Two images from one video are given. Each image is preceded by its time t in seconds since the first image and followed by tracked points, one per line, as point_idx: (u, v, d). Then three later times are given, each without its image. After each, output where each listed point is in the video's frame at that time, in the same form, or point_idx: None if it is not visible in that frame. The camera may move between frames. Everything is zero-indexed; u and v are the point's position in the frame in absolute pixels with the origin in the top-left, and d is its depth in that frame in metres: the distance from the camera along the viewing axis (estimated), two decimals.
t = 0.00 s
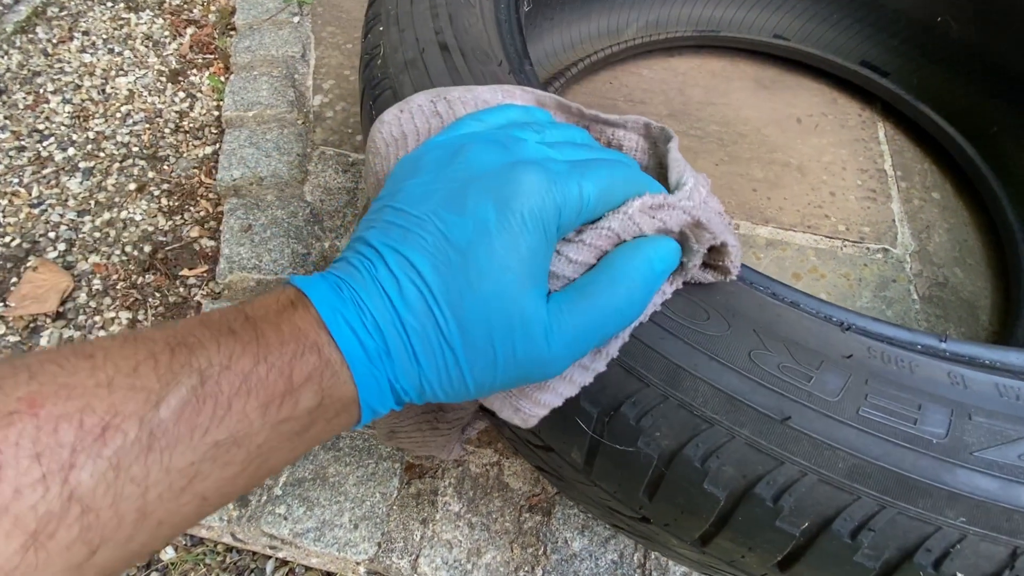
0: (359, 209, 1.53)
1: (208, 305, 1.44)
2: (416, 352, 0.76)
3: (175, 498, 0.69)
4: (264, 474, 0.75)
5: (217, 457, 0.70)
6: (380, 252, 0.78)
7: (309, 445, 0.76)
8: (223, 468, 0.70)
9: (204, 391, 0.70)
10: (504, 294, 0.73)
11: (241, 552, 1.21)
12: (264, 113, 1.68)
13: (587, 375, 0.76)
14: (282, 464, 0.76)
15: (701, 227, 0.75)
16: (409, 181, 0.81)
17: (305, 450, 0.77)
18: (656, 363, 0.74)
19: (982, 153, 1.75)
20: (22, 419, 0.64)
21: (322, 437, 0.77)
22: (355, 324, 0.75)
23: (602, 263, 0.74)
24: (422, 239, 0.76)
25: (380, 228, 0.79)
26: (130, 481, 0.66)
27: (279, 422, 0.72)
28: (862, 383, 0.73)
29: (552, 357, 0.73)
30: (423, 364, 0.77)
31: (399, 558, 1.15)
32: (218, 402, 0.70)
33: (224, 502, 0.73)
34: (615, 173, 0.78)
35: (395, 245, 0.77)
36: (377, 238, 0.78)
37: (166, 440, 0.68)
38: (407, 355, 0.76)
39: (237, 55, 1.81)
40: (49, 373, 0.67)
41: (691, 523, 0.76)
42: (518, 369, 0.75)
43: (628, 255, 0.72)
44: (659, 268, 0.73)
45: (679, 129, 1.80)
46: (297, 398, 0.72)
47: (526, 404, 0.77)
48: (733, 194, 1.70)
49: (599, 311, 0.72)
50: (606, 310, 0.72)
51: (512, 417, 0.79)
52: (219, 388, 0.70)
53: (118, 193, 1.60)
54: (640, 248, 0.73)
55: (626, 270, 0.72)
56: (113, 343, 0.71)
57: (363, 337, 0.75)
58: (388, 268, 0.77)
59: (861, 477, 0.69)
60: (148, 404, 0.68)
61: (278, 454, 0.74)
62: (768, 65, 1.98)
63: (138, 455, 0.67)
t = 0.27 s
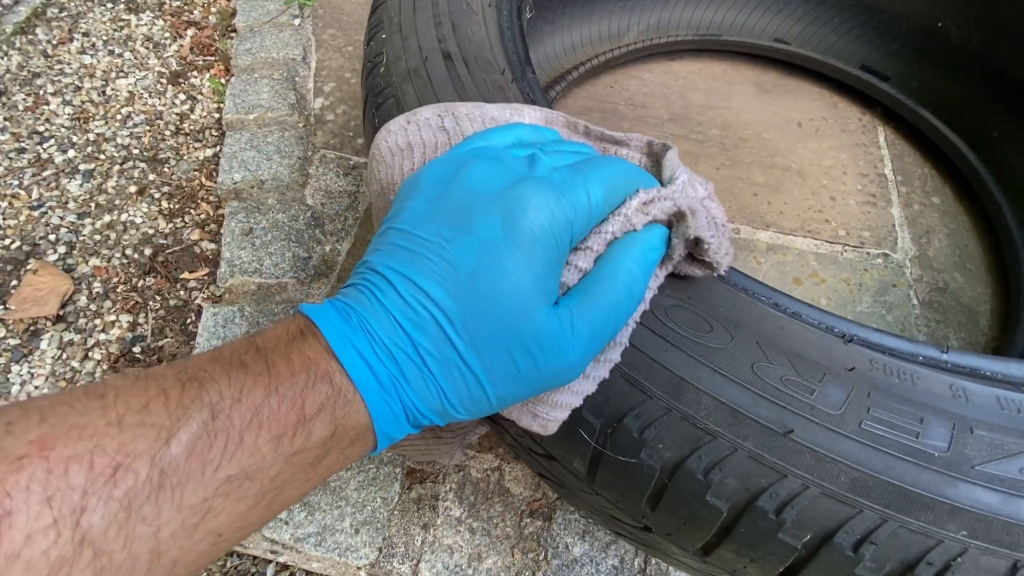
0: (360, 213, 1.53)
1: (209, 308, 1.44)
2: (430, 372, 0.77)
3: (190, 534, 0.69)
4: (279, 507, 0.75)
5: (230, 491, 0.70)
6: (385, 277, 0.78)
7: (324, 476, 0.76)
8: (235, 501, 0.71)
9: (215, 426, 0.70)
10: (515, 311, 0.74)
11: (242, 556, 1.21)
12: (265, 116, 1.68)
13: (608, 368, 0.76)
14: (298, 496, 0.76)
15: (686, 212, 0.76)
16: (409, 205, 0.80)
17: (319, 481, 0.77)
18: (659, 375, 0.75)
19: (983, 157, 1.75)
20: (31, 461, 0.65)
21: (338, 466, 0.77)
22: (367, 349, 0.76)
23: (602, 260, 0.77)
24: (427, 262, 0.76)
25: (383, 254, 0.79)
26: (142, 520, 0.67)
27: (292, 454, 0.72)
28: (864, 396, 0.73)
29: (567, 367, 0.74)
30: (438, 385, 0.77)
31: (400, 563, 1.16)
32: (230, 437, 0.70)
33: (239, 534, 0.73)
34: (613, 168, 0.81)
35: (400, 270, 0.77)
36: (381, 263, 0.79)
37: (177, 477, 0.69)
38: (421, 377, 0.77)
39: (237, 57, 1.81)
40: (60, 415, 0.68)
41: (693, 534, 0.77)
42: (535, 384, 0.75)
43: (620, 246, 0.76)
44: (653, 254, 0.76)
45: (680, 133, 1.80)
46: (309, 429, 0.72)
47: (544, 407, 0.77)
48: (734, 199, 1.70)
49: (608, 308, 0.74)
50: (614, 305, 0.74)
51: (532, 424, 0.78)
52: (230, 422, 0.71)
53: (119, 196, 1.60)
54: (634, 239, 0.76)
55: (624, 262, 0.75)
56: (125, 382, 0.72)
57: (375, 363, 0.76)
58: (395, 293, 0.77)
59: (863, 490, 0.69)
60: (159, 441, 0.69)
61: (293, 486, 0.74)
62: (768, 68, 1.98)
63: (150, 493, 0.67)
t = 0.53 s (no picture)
0: (361, 212, 1.52)
1: (209, 308, 1.44)
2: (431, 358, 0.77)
3: (189, 535, 0.68)
4: (281, 504, 0.74)
5: (227, 489, 0.69)
6: (382, 266, 0.78)
7: (325, 469, 0.75)
8: (233, 499, 0.70)
9: (208, 423, 0.69)
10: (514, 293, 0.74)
11: (242, 556, 1.20)
12: (266, 115, 1.67)
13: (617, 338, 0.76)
14: (300, 492, 0.75)
15: (657, 183, 0.77)
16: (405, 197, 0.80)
17: (321, 476, 0.76)
18: (662, 375, 0.74)
19: (987, 157, 1.74)
20: (23, 469, 0.64)
21: (339, 459, 0.76)
22: (364, 337, 0.75)
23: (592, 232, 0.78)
24: (423, 249, 0.76)
25: (380, 244, 0.79)
26: (138, 523, 0.66)
27: (289, 448, 0.71)
28: (870, 398, 0.72)
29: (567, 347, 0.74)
30: (439, 372, 0.77)
31: (400, 564, 1.15)
32: (224, 434, 0.69)
33: (240, 533, 0.72)
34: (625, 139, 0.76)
35: (397, 259, 0.77)
36: (378, 253, 0.78)
37: (172, 478, 0.67)
38: (421, 364, 0.76)
39: (238, 56, 1.80)
40: (51, 420, 0.67)
41: (697, 537, 0.76)
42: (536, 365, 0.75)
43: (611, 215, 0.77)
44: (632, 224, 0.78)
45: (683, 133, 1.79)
46: (305, 422, 0.71)
47: (555, 391, 0.76)
48: (737, 199, 1.69)
49: (603, 280, 0.74)
50: (609, 275, 0.75)
51: (546, 412, 0.77)
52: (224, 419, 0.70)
53: (119, 195, 1.59)
54: (620, 210, 0.78)
55: (612, 228, 0.76)
56: (117, 385, 0.71)
57: (373, 351, 0.75)
58: (392, 281, 0.77)
59: (869, 492, 0.69)
60: (153, 442, 0.67)
61: (293, 481, 0.73)
62: (771, 68, 1.97)
63: (145, 495, 0.66)
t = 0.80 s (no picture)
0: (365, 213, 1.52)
1: (214, 308, 1.44)
2: (407, 354, 0.76)
3: (179, 513, 0.68)
4: (263, 483, 0.74)
5: (214, 470, 0.69)
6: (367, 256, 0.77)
7: (306, 450, 0.75)
8: (223, 479, 0.70)
9: (197, 407, 0.69)
10: (494, 296, 0.74)
11: (246, 557, 1.20)
12: (271, 116, 1.68)
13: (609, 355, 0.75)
14: (281, 472, 0.75)
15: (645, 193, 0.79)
16: (396, 188, 0.80)
17: (303, 455, 0.76)
18: (667, 381, 0.73)
19: (994, 159, 1.73)
20: (18, 446, 0.63)
21: (319, 440, 0.76)
22: (346, 327, 0.75)
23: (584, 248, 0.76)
24: (409, 243, 0.76)
25: (368, 233, 0.78)
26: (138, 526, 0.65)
27: (274, 431, 0.71)
28: (877, 404, 0.72)
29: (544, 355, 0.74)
30: (414, 367, 0.77)
31: (403, 566, 1.14)
32: (212, 417, 0.69)
33: (226, 507, 0.72)
34: (617, 160, 0.76)
35: (383, 250, 0.76)
36: (364, 242, 0.78)
37: (162, 459, 0.67)
38: (398, 359, 0.76)
39: (243, 57, 1.80)
40: (41, 398, 0.65)
41: (701, 542, 0.75)
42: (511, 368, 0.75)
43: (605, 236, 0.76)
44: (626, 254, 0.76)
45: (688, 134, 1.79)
46: (290, 406, 0.71)
47: (540, 398, 0.76)
48: (742, 200, 1.68)
49: (587, 297, 0.73)
50: (597, 295, 0.73)
51: (531, 417, 0.77)
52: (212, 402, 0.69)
53: (125, 195, 1.59)
54: (613, 232, 0.76)
55: (606, 253, 0.75)
56: (102, 363, 0.69)
57: (352, 339, 0.75)
58: (376, 272, 0.76)
59: (876, 500, 0.68)
60: (142, 424, 0.67)
61: (276, 462, 0.73)
62: (777, 68, 1.96)
63: (137, 474, 0.66)
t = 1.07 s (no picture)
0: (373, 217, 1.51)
1: (222, 311, 1.43)
2: (419, 365, 0.76)
3: (202, 519, 0.69)
4: (281, 490, 0.75)
5: (236, 478, 0.69)
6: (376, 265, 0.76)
7: (322, 458, 0.76)
8: (245, 486, 0.70)
9: (220, 419, 0.68)
10: (505, 306, 0.73)
11: (254, 560, 1.20)
12: (279, 118, 1.67)
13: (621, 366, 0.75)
14: (297, 478, 0.76)
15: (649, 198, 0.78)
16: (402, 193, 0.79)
17: (319, 462, 0.77)
18: (685, 395, 0.72)
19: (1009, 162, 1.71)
20: (48, 455, 0.63)
21: (335, 448, 0.77)
22: (359, 337, 0.74)
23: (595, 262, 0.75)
24: (418, 251, 0.75)
25: (376, 239, 0.77)
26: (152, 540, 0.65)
27: (294, 441, 0.72)
28: (899, 419, 0.70)
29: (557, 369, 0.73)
30: (427, 378, 0.77)
31: (412, 572, 1.14)
32: (235, 428, 0.69)
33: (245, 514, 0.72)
34: (617, 154, 0.76)
35: (392, 258, 0.75)
36: (373, 249, 0.77)
37: (188, 466, 0.67)
38: (411, 370, 0.76)
39: (252, 59, 1.80)
40: (67, 406, 0.65)
41: (717, 557, 0.74)
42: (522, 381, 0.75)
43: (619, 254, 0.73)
44: (643, 268, 0.73)
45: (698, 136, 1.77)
46: (310, 417, 0.72)
47: (550, 406, 0.75)
48: (753, 203, 1.67)
49: (598, 310, 0.72)
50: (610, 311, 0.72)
51: (539, 424, 0.76)
52: (235, 413, 0.69)
53: (134, 197, 1.59)
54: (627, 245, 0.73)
55: (621, 271, 0.72)
56: (124, 370, 0.68)
57: (367, 350, 0.75)
58: (386, 281, 0.76)
59: (898, 517, 0.67)
60: (167, 433, 0.67)
61: (294, 470, 0.74)
62: (787, 69, 1.95)
63: (162, 481, 0.66)
